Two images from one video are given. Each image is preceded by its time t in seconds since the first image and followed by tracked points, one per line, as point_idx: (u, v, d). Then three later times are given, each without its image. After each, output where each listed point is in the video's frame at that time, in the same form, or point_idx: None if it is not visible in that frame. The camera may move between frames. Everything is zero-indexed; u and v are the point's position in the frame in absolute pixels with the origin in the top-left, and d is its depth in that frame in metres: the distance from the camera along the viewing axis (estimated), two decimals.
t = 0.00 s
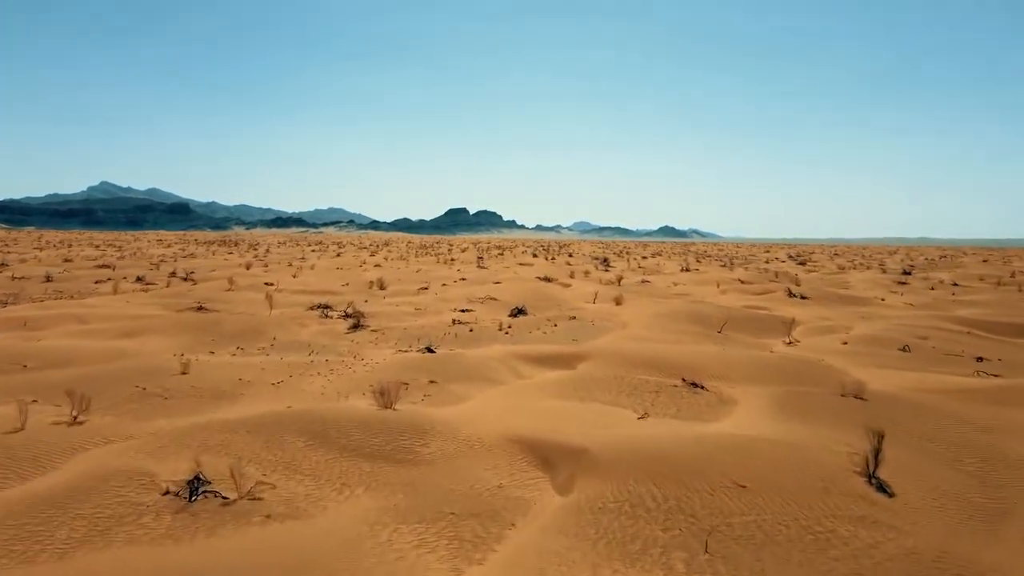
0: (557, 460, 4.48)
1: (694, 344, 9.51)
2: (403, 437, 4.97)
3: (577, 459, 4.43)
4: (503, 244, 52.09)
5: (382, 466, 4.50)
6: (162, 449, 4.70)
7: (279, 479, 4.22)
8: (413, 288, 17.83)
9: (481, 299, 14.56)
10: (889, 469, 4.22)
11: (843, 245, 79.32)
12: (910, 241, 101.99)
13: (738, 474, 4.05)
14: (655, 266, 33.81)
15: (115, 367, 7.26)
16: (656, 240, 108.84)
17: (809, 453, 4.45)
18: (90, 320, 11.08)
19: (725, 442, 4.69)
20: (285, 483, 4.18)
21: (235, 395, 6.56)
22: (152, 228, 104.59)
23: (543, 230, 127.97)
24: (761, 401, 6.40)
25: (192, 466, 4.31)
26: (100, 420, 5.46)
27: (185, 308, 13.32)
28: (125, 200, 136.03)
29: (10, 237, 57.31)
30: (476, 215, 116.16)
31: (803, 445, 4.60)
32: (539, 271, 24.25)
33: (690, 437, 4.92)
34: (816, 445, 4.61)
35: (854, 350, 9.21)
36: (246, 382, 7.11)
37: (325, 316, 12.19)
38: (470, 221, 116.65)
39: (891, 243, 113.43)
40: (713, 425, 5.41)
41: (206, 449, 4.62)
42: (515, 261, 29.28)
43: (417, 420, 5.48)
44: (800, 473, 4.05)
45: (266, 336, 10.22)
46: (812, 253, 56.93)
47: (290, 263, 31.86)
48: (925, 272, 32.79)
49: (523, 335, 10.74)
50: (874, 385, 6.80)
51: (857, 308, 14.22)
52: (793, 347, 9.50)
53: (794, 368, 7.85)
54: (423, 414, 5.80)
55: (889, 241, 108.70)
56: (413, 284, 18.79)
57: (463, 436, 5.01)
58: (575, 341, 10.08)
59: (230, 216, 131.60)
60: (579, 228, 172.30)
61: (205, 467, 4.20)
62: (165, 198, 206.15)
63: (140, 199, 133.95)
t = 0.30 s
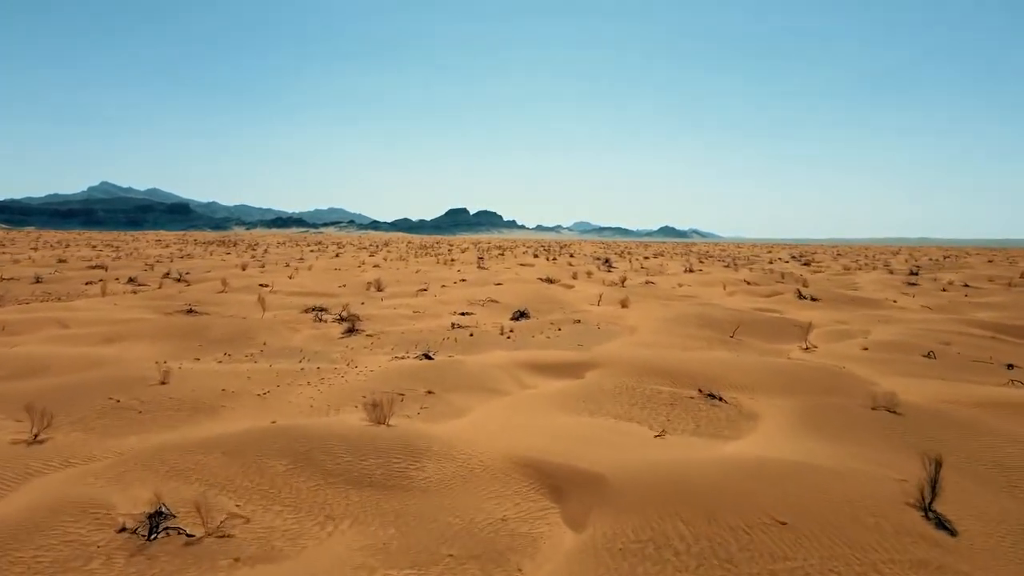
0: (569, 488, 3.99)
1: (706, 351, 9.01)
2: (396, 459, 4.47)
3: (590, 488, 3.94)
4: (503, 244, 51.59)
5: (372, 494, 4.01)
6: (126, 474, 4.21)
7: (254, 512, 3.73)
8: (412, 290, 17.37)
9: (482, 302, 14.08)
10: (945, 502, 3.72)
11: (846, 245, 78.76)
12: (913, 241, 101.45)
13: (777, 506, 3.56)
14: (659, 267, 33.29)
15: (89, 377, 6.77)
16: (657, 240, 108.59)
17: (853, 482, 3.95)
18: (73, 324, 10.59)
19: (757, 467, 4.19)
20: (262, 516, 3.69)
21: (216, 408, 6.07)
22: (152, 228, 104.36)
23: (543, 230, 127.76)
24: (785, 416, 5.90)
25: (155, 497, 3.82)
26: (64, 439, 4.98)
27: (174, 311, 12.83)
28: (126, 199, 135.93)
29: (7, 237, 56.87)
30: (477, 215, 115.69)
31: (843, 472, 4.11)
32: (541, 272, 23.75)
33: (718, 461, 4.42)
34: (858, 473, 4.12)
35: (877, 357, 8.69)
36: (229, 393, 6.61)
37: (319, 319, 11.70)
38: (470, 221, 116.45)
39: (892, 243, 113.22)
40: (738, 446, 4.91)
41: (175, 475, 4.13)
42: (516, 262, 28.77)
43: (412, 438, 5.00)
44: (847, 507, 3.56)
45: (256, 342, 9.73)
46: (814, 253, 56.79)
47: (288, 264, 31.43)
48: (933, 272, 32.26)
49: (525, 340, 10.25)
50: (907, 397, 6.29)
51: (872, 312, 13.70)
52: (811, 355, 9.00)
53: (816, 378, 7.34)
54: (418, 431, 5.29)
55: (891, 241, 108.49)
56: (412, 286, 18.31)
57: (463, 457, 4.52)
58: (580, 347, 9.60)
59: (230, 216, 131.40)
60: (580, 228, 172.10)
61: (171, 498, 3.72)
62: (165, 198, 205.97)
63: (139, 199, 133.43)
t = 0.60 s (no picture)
0: (582, 525, 3.50)
1: (721, 358, 8.50)
2: (388, 485, 3.99)
3: (608, 526, 3.46)
4: (505, 244, 51.11)
5: (358, 529, 3.52)
6: (80, 505, 3.73)
7: (221, 553, 3.24)
8: (411, 291, 16.92)
9: (483, 304, 13.61)
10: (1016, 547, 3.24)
11: (847, 245, 78.77)
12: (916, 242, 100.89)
13: (828, 558, 3.08)
14: (662, 268, 32.84)
15: (59, 387, 6.28)
16: (657, 240, 108.47)
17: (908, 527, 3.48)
18: (55, 329, 10.11)
19: (795, 500, 3.71)
20: (233, 559, 3.21)
21: (194, 423, 5.58)
22: (150, 228, 104.14)
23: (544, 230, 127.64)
24: (814, 434, 5.41)
25: (108, 535, 3.33)
26: (20, 461, 4.50)
27: (162, 314, 12.32)
28: (124, 200, 135.58)
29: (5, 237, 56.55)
30: (477, 215, 115.15)
31: (895, 508, 3.62)
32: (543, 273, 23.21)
33: (749, 489, 3.94)
34: (911, 510, 3.63)
35: (902, 364, 8.19)
36: (210, 405, 6.12)
37: (313, 322, 11.21)
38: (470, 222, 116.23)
39: (893, 243, 113.04)
40: (767, 470, 4.43)
41: (135, 507, 3.64)
42: (517, 263, 28.24)
43: (405, 459, 4.51)
44: (910, 561, 3.09)
45: (245, 347, 9.23)
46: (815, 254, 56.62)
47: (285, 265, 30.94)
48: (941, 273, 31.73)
49: (528, 345, 9.78)
50: (944, 410, 5.79)
51: (888, 315, 13.18)
52: (831, 362, 8.50)
53: (842, 389, 6.85)
54: (413, 451, 4.80)
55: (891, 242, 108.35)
56: (411, 287, 17.81)
57: (462, 482, 4.03)
58: (586, 353, 9.13)
59: (229, 216, 131.12)
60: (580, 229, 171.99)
61: (125, 540, 3.24)
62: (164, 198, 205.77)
63: (139, 199, 133.01)
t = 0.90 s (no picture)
0: None
1: (737, 367, 7.99)
2: (374, 519, 3.47)
3: None
4: (505, 244, 50.65)
5: None
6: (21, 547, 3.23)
7: None
8: (409, 292, 16.47)
9: (483, 306, 13.13)
10: None
11: (849, 245, 78.57)
12: (919, 242, 100.39)
13: None
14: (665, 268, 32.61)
15: (23, 400, 5.77)
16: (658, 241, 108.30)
17: None
18: (33, 333, 9.60)
19: (846, 548, 3.23)
20: None
21: (167, 441, 5.09)
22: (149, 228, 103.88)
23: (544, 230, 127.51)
24: (849, 454, 4.91)
25: None
26: None
27: (149, 317, 11.81)
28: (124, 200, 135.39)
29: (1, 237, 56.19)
30: (478, 215, 114.59)
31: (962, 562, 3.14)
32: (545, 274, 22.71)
33: (790, 529, 3.44)
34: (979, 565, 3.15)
35: (931, 373, 7.67)
36: (187, 419, 5.62)
37: (306, 326, 10.72)
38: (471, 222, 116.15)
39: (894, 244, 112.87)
40: (805, 503, 3.93)
41: (83, 551, 3.14)
42: (518, 263, 27.73)
43: (398, 485, 4.02)
44: None
45: (231, 353, 8.72)
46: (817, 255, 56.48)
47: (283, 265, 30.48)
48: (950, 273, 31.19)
49: (531, 351, 9.29)
50: (988, 426, 5.29)
51: (906, 319, 12.65)
52: (855, 370, 7.98)
53: (871, 402, 6.35)
54: (406, 475, 4.30)
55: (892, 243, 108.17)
56: (409, 288, 17.39)
57: (461, 515, 3.53)
58: (592, 360, 8.64)
59: (229, 217, 131.01)
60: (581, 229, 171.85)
61: None
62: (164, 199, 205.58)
63: (138, 200, 132.75)
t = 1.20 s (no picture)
0: None
1: (758, 376, 7.41)
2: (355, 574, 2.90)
3: None
4: (506, 244, 50.18)
5: None
6: None
7: None
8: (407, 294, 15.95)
9: (484, 309, 12.57)
10: None
11: (851, 245, 78.23)
12: (922, 242, 99.87)
13: None
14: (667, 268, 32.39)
15: None
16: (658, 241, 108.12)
17: None
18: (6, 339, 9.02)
19: None
20: None
21: (129, 467, 4.52)
22: (149, 228, 103.71)
23: (545, 231, 127.38)
24: (898, 482, 4.35)
25: None
26: None
27: (132, 321, 11.24)
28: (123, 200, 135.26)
29: None
30: (478, 215, 114.07)
31: None
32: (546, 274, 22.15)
33: None
34: None
35: (968, 384, 7.10)
36: (155, 439, 5.05)
37: (296, 331, 10.13)
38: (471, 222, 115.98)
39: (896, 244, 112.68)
40: (862, 550, 3.36)
41: None
42: (519, 264, 27.17)
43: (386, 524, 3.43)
44: None
45: (215, 361, 8.15)
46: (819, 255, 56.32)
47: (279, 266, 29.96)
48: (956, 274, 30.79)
49: (535, 357, 8.72)
50: None
51: (927, 322, 12.06)
52: (885, 380, 7.40)
53: (911, 418, 5.78)
54: (396, 510, 3.73)
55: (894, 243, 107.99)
56: (407, 290, 16.87)
57: (460, 569, 2.96)
58: (601, 369, 8.06)
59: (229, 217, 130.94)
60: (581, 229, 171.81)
61: None
62: (164, 199, 205.53)
63: (138, 200, 132.30)
